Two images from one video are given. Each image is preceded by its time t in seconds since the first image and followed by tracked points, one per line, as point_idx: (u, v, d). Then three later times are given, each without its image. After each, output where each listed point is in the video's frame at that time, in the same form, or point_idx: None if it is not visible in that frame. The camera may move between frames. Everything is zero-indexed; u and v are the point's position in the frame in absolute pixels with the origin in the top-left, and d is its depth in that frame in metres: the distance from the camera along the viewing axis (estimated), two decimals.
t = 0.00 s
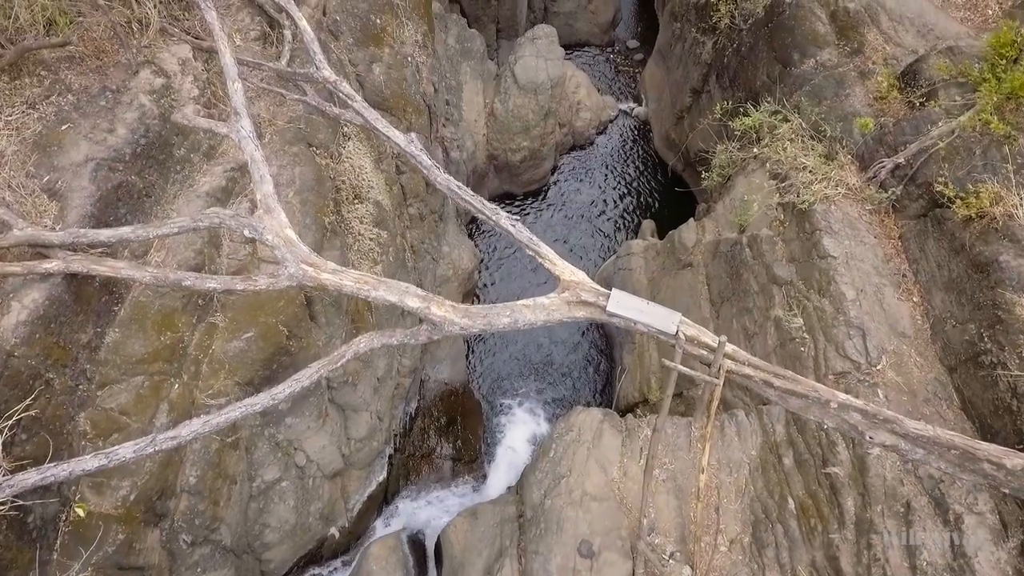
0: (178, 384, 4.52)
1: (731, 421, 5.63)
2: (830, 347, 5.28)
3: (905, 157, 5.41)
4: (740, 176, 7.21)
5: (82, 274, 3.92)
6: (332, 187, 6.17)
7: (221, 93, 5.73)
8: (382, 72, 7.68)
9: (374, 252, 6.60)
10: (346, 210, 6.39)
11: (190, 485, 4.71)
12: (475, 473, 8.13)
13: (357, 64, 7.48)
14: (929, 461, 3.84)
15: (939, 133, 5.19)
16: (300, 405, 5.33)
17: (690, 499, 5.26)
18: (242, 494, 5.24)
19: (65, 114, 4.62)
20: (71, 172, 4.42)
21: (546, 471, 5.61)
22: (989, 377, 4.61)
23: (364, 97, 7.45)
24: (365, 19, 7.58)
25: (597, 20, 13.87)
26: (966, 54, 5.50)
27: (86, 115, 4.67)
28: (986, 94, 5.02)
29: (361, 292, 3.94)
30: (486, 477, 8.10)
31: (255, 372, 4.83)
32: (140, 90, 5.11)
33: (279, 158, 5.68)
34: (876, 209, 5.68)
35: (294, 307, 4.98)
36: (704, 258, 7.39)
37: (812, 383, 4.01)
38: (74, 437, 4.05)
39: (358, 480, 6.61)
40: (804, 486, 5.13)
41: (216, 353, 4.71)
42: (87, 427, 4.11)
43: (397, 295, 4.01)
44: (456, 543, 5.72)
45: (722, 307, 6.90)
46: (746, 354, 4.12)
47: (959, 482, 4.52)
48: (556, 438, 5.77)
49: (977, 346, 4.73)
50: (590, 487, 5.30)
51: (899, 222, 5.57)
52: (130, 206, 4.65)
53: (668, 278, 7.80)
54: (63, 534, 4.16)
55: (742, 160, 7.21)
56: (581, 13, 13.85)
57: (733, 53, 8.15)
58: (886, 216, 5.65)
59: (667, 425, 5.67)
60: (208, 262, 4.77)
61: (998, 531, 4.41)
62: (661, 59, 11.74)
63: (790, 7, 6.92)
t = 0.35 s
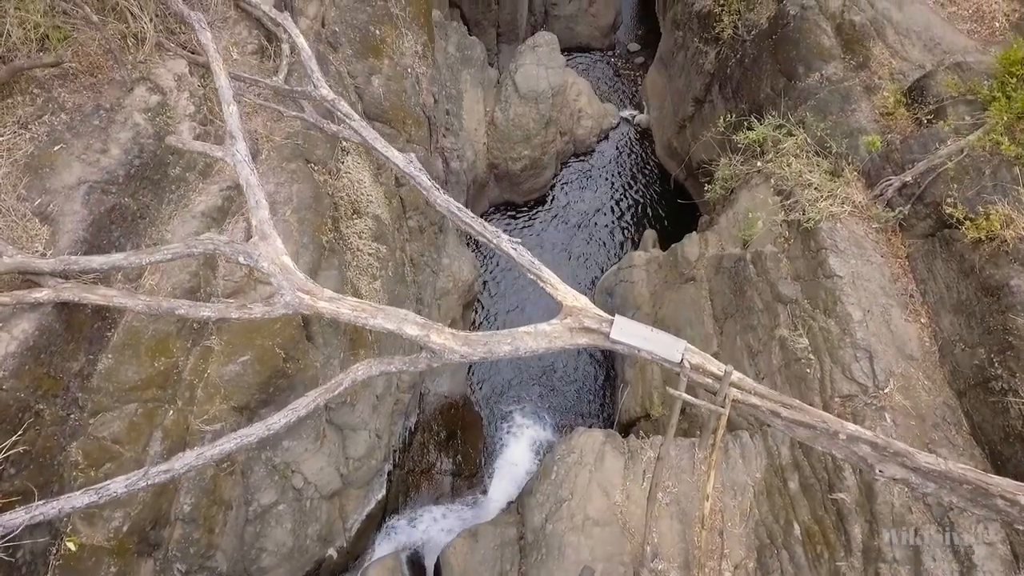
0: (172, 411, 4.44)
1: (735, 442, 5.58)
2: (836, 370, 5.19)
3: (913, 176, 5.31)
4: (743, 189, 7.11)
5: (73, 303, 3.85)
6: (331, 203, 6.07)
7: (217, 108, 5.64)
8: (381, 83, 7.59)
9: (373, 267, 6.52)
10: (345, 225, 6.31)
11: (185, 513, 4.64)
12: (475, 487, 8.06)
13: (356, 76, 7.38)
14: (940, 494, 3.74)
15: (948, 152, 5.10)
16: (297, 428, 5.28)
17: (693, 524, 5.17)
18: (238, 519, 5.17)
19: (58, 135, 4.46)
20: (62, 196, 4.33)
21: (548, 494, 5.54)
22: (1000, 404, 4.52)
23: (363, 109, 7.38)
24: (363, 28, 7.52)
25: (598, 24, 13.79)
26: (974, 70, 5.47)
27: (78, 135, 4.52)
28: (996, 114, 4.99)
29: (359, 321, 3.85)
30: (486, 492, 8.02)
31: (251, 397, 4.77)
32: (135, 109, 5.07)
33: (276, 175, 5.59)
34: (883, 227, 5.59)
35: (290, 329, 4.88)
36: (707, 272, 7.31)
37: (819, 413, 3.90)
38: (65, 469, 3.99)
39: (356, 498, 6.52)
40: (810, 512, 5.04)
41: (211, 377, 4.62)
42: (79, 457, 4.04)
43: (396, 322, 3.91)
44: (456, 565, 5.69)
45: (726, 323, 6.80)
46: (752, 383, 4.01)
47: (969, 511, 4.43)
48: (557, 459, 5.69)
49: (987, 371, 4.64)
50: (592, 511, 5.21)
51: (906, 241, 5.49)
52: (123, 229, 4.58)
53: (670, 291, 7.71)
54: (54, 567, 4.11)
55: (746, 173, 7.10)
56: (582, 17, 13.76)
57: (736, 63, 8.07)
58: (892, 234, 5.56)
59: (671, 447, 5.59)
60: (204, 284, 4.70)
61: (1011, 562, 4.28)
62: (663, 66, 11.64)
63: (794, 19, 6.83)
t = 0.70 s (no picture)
0: (166, 439, 4.35)
1: (739, 464, 5.44)
2: (842, 393, 5.11)
3: (920, 195, 5.23)
4: (747, 203, 7.02)
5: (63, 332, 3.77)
6: (329, 220, 5.98)
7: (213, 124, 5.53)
8: (380, 96, 7.52)
9: (372, 282, 6.45)
10: (344, 241, 6.21)
11: (178, 543, 4.60)
12: (475, 503, 7.98)
13: (355, 88, 7.33)
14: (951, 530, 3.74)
15: (956, 172, 5.02)
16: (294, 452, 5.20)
17: (698, 549, 5.09)
18: (234, 545, 5.09)
19: (50, 156, 4.44)
20: (54, 220, 4.25)
21: (549, 518, 5.43)
22: (1010, 431, 4.48)
23: (363, 123, 7.33)
24: (361, 39, 7.45)
25: (598, 27, 13.76)
26: (983, 87, 5.38)
27: (71, 155, 4.48)
28: (1005, 134, 4.91)
29: (356, 350, 3.76)
30: (486, 508, 7.97)
31: (247, 422, 4.65)
32: (128, 127, 4.92)
33: (273, 193, 5.51)
34: (889, 246, 5.50)
35: (287, 352, 4.80)
36: (709, 286, 7.22)
37: (827, 444, 3.82)
38: (56, 502, 3.91)
39: (355, 518, 6.42)
40: (816, 538, 4.96)
41: (206, 403, 4.53)
42: (70, 489, 3.96)
43: (395, 351, 3.82)
44: None
45: (730, 340, 6.71)
46: (759, 413, 3.92)
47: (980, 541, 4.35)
48: (558, 482, 5.57)
49: (996, 397, 4.59)
50: (594, 536, 5.12)
51: (913, 261, 5.40)
52: (117, 252, 4.50)
53: (673, 306, 7.63)
54: None
55: (750, 188, 7.00)
56: (582, 20, 13.70)
57: (739, 74, 7.97)
58: (899, 254, 5.47)
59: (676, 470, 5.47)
60: (199, 307, 4.62)
61: None
62: (665, 74, 11.54)
63: (798, 32, 6.75)
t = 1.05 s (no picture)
0: (161, 465, 4.29)
1: (743, 485, 5.33)
2: (848, 415, 5.05)
3: (927, 213, 5.16)
4: (750, 216, 6.94)
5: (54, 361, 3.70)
6: (327, 236, 5.90)
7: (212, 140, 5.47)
8: (379, 107, 7.47)
9: (371, 296, 6.37)
10: (342, 256, 6.14)
11: (173, 570, 4.55)
12: (475, 517, 7.89)
13: (354, 100, 7.29)
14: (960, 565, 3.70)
15: (965, 191, 4.93)
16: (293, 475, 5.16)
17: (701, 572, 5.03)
18: (231, 568, 5.04)
19: (42, 176, 4.37)
20: (46, 243, 4.16)
21: (551, 540, 5.34)
22: (1020, 457, 4.40)
23: (362, 135, 7.28)
24: (363, 51, 7.48)
25: (599, 30, 13.75)
26: (991, 103, 5.25)
27: (64, 175, 4.42)
28: (1014, 153, 4.82)
29: (354, 377, 3.68)
30: (486, 522, 7.89)
31: (243, 445, 4.58)
32: (122, 145, 4.79)
33: (270, 210, 5.43)
34: (896, 264, 5.42)
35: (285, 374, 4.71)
36: (712, 300, 7.15)
37: (835, 474, 3.75)
38: (47, 532, 3.86)
39: (353, 536, 6.33)
40: (821, 562, 4.92)
41: (202, 426, 4.45)
42: (62, 518, 3.92)
43: (393, 379, 3.74)
44: None
45: (733, 355, 6.64)
46: (765, 441, 3.83)
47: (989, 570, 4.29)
48: (559, 503, 5.49)
49: (1006, 422, 4.51)
50: (597, 560, 5.05)
51: (920, 279, 5.32)
52: (111, 275, 4.41)
53: (675, 318, 7.56)
54: None
55: (753, 200, 6.92)
56: (583, 23, 13.66)
57: (742, 84, 7.90)
58: (905, 272, 5.39)
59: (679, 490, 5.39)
60: (194, 329, 4.54)
61: None
62: (667, 82, 11.44)
63: (802, 43, 6.68)
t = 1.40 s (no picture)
0: (154, 492, 4.21)
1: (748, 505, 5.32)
2: (855, 438, 4.97)
3: (935, 232, 5.08)
4: (753, 230, 6.85)
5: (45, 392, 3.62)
6: (325, 253, 5.81)
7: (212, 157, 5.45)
8: (378, 119, 7.41)
9: (370, 312, 6.28)
10: (340, 271, 6.05)
11: None
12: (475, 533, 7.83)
13: (353, 112, 7.21)
14: None
15: (974, 212, 4.85)
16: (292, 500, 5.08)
17: None
18: None
19: (34, 197, 4.28)
20: (36, 267, 4.07)
21: (552, 565, 5.24)
22: None
23: (361, 148, 7.19)
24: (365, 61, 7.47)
25: (599, 33, 13.67)
26: (1000, 120, 5.22)
27: (57, 197, 4.33)
28: None
29: (351, 409, 3.60)
30: (486, 537, 7.85)
31: (238, 470, 4.46)
32: (116, 164, 4.71)
33: (267, 228, 5.34)
34: (903, 283, 5.33)
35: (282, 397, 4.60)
36: (715, 314, 7.05)
37: (846, 508, 3.68)
38: (37, 565, 3.80)
39: (352, 556, 6.23)
40: None
41: (197, 452, 4.34)
42: (52, 551, 3.87)
43: (391, 409, 3.65)
44: None
45: (737, 372, 6.54)
46: (772, 472, 3.74)
47: None
48: (561, 526, 5.40)
49: (1017, 448, 4.43)
50: None
51: (928, 298, 5.24)
52: (104, 298, 4.33)
53: (678, 332, 7.47)
54: None
55: (757, 214, 6.82)
56: (583, 26, 13.58)
57: (745, 94, 7.82)
58: (913, 291, 5.31)
59: (683, 514, 5.30)
60: (189, 353, 4.44)
61: None
62: (668, 89, 11.37)
63: (807, 56, 6.59)
